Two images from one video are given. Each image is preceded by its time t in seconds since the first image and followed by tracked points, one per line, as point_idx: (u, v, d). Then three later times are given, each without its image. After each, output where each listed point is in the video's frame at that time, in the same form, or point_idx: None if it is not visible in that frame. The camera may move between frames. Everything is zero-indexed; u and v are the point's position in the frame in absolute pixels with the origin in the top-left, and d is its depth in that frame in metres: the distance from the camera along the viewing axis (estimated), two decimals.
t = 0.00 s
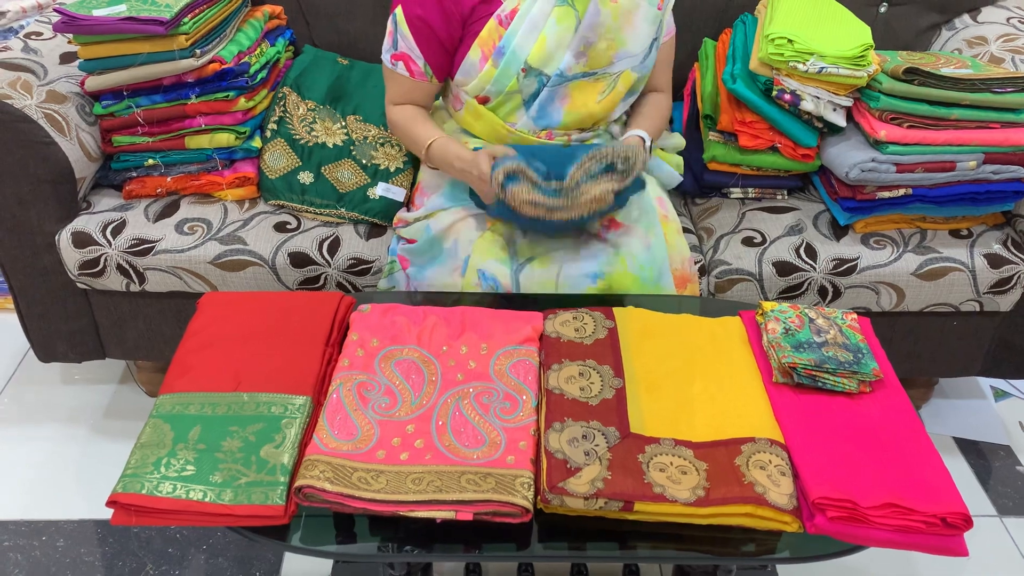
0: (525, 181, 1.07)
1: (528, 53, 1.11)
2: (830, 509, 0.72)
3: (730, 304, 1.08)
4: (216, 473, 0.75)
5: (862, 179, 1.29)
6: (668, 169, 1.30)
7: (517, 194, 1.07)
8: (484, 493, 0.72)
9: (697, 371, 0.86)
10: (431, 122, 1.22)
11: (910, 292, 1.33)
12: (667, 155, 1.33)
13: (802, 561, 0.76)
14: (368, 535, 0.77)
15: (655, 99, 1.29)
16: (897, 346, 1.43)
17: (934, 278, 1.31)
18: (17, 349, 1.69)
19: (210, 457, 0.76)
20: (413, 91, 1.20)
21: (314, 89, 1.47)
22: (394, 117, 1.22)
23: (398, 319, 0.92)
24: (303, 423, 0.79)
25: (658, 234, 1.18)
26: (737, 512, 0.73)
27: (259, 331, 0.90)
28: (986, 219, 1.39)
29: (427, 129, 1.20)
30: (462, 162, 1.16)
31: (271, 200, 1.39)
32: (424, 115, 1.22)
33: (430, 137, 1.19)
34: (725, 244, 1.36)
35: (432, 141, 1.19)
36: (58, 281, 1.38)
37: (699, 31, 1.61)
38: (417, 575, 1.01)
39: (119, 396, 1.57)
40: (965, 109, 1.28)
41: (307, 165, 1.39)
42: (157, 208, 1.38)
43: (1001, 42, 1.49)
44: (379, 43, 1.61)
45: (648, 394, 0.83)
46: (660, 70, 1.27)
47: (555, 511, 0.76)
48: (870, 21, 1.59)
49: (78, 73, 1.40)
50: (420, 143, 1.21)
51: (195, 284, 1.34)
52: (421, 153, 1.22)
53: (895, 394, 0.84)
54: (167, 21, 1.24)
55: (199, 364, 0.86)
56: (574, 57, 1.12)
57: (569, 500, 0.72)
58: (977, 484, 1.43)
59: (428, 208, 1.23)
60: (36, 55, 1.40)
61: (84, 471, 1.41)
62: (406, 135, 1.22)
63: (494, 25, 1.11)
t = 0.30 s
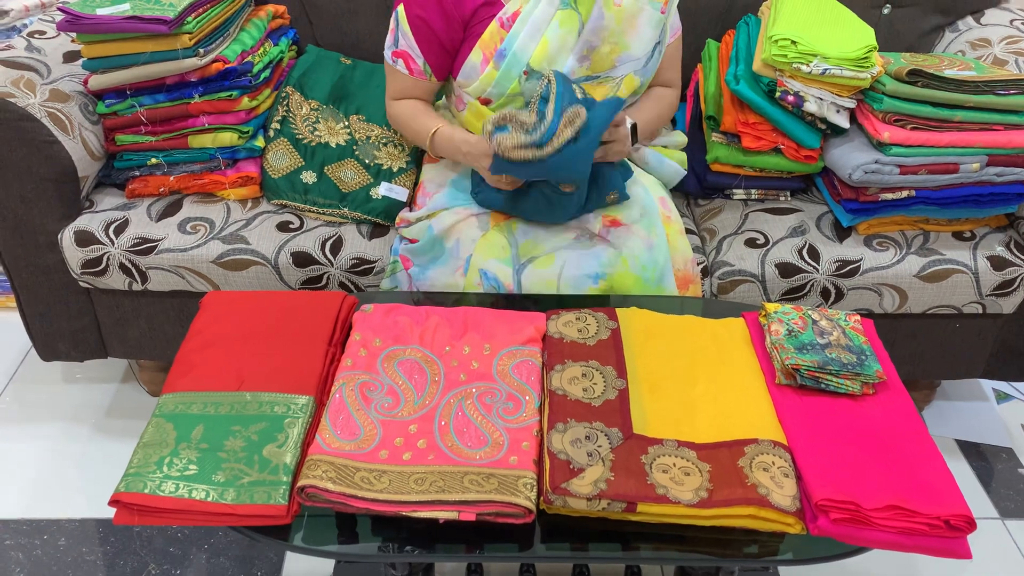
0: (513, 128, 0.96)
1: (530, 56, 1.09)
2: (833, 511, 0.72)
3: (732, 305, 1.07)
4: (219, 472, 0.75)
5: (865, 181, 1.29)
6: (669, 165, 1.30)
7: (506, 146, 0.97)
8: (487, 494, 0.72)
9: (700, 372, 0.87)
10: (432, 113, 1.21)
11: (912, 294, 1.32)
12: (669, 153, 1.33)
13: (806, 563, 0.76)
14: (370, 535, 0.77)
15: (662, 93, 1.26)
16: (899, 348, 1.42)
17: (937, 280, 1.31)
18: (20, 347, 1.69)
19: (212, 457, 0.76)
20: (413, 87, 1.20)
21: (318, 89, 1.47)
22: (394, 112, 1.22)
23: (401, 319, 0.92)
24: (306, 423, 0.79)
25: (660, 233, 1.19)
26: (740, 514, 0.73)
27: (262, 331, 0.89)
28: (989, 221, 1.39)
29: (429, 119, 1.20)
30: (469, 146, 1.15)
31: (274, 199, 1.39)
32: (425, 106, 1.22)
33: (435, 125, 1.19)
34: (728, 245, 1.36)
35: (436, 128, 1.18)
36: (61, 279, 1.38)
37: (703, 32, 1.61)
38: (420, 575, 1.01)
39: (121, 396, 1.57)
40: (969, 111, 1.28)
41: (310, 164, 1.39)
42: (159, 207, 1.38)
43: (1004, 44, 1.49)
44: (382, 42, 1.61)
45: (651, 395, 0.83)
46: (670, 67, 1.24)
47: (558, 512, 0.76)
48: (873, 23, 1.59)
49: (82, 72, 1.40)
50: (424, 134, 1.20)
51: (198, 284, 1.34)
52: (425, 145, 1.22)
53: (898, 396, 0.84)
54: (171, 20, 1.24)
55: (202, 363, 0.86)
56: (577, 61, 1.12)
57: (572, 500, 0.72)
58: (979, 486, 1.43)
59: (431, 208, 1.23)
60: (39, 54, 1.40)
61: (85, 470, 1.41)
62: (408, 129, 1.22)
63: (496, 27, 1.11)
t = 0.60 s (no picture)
0: (510, 139, 0.96)
1: (535, 58, 1.10)
2: (835, 513, 0.72)
3: (734, 306, 1.07)
4: (220, 473, 0.74)
5: (867, 182, 1.29)
6: (669, 170, 1.30)
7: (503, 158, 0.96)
8: (489, 495, 0.72)
9: (701, 373, 0.87)
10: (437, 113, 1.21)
11: (914, 295, 1.32)
12: (670, 158, 1.32)
13: (808, 564, 0.76)
14: (371, 536, 0.77)
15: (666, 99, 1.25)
16: (901, 349, 1.42)
17: (938, 281, 1.31)
18: (21, 347, 1.69)
19: (214, 457, 0.76)
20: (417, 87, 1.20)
21: (319, 89, 1.47)
22: (399, 111, 1.22)
23: (403, 319, 0.92)
24: (307, 424, 0.79)
25: (662, 235, 1.19)
26: (742, 515, 0.73)
27: (263, 331, 0.89)
28: (991, 223, 1.39)
29: (433, 120, 1.20)
30: (475, 149, 1.15)
31: (275, 200, 1.39)
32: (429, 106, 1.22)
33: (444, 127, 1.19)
34: (729, 246, 1.36)
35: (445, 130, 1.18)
36: (62, 279, 1.38)
37: (705, 33, 1.60)
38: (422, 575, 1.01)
39: (121, 396, 1.57)
40: (971, 112, 1.28)
41: (312, 165, 1.39)
42: (161, 207, 1.38)
43: (1006, 46, 1.49)
44: (384, 42, 1.60)
45: (654, 396, 0.83)
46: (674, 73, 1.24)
47: (560, 513, 0.76)
48: (875, 24, 1.59)
49: (83, 72, 1.40)
50: (430, 136, 1.20)
51: (199, 284, 1.34)
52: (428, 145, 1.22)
53: (901, 397, 0.84)
54: (173, 20, 1.24)
55: (203, 363, 0.86)
56: (582, 65, 1.12)
57: (574, 501, 0.72)
58: (980, 488, 1.43)
59: (433, 209, 1.23)
60: (40, 53, 1.40)
61: (85, 471, 1.41)
62: (412, 128, 1.22)
63: (501, 30, 1.11)
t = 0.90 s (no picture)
0: (515, 86, 0.85)
1: (536, 60, 1.04)
2: (837, 514, 0.72)
3: (735, 307, 1.07)
4: (220, 474, 0.74)
5: (868, 183, 1.29)
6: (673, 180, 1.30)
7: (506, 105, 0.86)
8: (489, 497, 0.72)
9: (701, 374, 0.86)
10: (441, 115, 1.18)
11: (914, 296, 1.32)
12: (673, 169, 1.31)
13: (808, 566, 0.76)
14: (372, 537, 0.76)
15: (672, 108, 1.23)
16: (901, 351, 1.42)
17: (939, 282, 1.31)
18: (21, 347, 1.69)
19: (215, 458, 0.76)
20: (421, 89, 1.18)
21: (320, 90, 1.47)
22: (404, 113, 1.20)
23: (403, 320, 0.92)
24: (308, 425, 0.79)
25: (664, 236, 1.19)
26: (743, 517, 0.73)
27: (264, 332, 0.89)
28: (992, 224, 1.39)
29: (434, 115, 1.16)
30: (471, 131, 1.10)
31: (276, 201, 1.39)
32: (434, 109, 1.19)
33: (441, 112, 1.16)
34: (730, 248, 1.36)
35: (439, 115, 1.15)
36: (62, 280, 1.38)
37: (705, 34, 1.61)
38: None
39: (122, 397, 1.57)
40: (971, 114, 1.27)
41: (312, 165, 1.39)
42: (161, 208, 1.38)
43: (1007, 47, 1.49)
44: (385, 43, 1.60)
45: (655, 398, 0.83)
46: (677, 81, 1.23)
47: (560, 514, 0.76)
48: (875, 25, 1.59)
49: (83, 73, 1.40)
50: (427, 128, 1.16)
51: (199, 285, 1.34)
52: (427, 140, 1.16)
53: (902, 399, 0.84)
54: (173, 21, 1.24)
55: (204, 364, 0.86)
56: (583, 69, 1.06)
57: (575, 503, 0.72)
58: (981, 490, 1.43)
59: (433, 210, 1.23)
60: (41, 54, 1.40)
61: (85, 472, 1.41)
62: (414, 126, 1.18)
63: (502, 31, 1.10)
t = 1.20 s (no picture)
0: None
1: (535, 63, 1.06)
2: (839, 516, 0.72)
3: (737, 309, 1.07)
4: (222, 476, 0.74)
5: (869, 185, 1.29)
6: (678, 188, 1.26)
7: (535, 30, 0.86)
8: (490, 499, 0.71)
9: (703, 377, 0.86)
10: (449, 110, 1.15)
11: (916, 298, 1.32)
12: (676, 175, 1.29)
13: (810, 568, 0.76)
14: (373, 539, 0.76)
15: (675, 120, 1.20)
16: (902, 353, 1.42)
17: (940, 284, 1.31)
18: (23, 348, 1.69)
19: (216, 461, 0.76)
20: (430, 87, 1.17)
21: (321, 92, 1.46)
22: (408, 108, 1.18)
23: (405, 322, 0.92)
24: (309, 427, 0.79)
25: (665, 240, 1.18)
26: (745, 519, 0.73)
27: (265, 334, 0.89)
28: (993, 226, 1.39)
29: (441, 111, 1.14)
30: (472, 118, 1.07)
31: (277, 202, 1.39)
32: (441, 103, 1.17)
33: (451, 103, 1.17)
34: (731, 249, 1.36)
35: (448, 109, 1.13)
36: (64, 281, 1.38)
37: (707, 36, 1.61)
38: None
39: (123, 398, 1.57)
40: (973, 116, 1.27)
41: (314, 167, 1.39)
42: (162, 209, 1.38)
43: (1008, 49, 1.49)
44: (386, 45, 1.60)
45: (656, 401, 0.82)
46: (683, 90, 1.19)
47: (562, 517, 0.76)
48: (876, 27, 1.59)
49: (86, 75, 1.40)
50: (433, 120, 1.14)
51: (200, 286, 1.34)
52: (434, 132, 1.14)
53: (903, 401, 0.84)
54: (175, 23, 1.24)
55: (205, 366, 0.86)
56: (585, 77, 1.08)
57: (577, 505, 0.72)
58: (982, 492, 1.43)
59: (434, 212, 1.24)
60: (43, 56, 1.40)
61: (86, 473, 1.41)
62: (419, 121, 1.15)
63: (506, 30, 1.10)
